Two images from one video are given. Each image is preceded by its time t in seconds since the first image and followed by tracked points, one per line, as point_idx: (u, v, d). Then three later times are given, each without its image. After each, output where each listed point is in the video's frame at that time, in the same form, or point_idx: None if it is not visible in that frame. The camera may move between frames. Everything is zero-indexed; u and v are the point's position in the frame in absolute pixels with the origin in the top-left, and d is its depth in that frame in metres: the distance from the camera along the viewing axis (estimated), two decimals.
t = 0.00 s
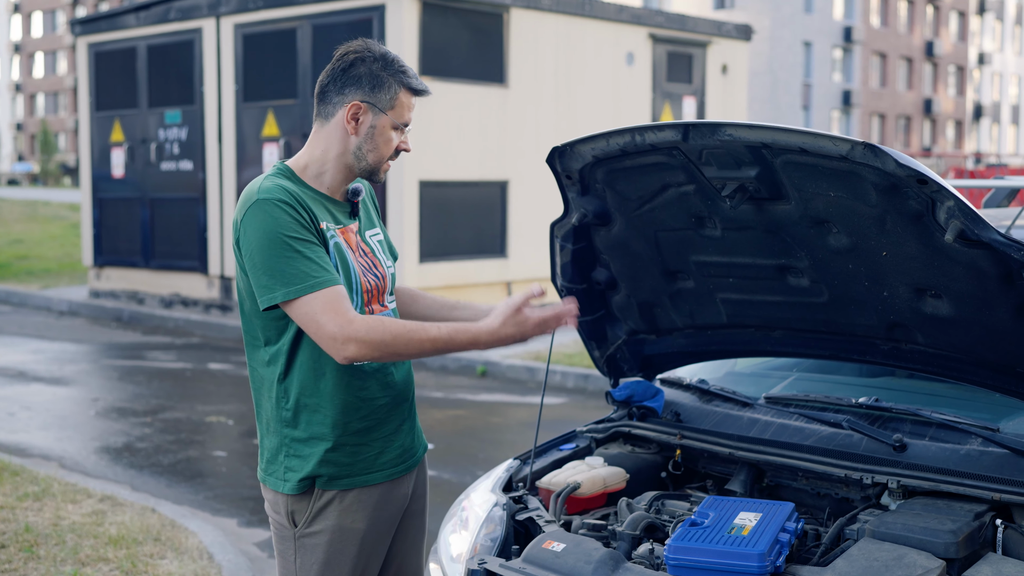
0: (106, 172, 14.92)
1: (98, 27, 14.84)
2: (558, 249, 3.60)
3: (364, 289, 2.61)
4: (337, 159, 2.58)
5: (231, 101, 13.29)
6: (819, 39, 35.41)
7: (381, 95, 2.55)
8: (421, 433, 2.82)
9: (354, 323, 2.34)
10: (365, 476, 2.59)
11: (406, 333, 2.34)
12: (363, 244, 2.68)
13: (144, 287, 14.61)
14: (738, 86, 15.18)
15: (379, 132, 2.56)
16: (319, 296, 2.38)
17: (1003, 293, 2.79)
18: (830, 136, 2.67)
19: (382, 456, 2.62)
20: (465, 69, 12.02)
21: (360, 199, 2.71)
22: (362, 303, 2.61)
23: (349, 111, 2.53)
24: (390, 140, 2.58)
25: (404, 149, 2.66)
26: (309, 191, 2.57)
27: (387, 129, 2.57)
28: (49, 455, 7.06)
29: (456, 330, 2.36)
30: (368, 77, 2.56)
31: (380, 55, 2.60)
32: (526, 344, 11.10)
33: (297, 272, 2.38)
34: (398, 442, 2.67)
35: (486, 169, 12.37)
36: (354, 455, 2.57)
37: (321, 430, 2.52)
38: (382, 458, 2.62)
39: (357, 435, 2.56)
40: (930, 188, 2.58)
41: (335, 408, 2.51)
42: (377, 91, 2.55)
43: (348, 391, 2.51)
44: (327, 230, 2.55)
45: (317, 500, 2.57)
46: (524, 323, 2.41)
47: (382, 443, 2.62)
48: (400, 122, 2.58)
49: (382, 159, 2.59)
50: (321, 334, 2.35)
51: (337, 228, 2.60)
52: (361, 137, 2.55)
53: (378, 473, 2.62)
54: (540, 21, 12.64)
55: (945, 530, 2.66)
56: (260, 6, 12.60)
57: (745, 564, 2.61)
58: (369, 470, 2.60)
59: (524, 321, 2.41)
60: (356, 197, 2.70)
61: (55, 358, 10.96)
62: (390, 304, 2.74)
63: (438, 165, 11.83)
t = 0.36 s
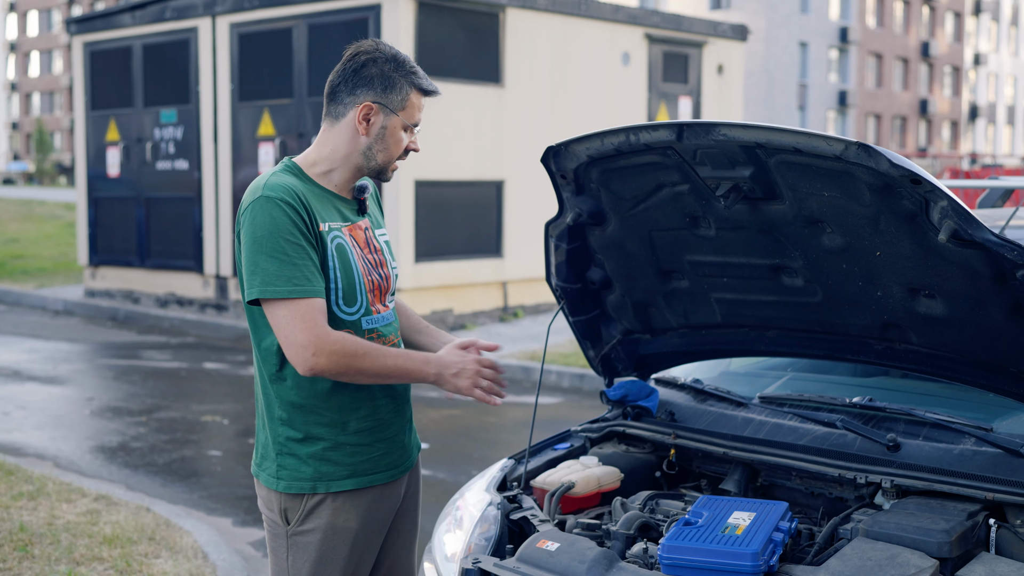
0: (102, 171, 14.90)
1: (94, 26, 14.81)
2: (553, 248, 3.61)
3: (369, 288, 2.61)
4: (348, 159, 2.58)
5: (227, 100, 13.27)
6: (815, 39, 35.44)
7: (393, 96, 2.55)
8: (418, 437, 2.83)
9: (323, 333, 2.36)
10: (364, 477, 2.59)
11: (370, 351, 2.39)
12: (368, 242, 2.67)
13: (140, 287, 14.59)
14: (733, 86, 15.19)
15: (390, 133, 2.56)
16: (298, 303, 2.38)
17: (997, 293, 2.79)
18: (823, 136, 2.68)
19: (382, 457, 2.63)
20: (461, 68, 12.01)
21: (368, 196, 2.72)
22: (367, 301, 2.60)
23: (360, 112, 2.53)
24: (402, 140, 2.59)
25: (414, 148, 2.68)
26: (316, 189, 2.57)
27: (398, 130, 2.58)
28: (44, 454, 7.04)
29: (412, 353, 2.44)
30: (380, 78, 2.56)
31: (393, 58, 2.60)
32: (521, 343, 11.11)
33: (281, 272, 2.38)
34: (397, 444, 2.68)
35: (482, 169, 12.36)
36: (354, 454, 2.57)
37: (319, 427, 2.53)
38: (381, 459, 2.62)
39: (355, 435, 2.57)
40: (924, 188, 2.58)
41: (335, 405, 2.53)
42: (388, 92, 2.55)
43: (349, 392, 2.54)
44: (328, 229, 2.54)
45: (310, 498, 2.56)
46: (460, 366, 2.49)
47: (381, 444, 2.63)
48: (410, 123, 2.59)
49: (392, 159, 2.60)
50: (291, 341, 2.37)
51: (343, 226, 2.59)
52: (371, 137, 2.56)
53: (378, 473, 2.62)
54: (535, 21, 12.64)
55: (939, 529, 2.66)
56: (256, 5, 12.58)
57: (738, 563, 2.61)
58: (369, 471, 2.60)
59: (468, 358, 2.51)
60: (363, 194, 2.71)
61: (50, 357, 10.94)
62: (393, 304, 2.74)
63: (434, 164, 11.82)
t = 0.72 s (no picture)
0: (97, 171, 14.87)
1: (89, 26, 14.79)
2: (549, 250, 3.61)
3: (357, 291, 2.59)
4: (348, 159, 2.58)
5: (222, 100, 13.26)
6: (809, 41, 35.50)
7: (388, 95, 2.55)
8: (412, 446, 2.81)
9: (276, 336, 2.39)
10: (344, 480, 2.58)
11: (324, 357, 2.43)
12: (364, 245, 2.65)
13: (135, 287, 14.58)
14: (729, 87, 15.20)
15: (388, 131, 2.56)
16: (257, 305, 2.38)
17: (991, 296, 2.80)
18: (819, 139, 2.68)
19: (364, 462, 2.62)
20: (457, 69, 12.01)
21: (369, 198, 2.70)
22: (354, 304, 2.59)
23: (357, 112, 2.53)
24: (401, 137, 2.58)
25: (416, 145, 2.66)
26: (309, 189, 2.57)
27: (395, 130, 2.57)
28: (38, 454, 7.03)
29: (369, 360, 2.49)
30: (374, 77, 2.55)
31: (389, 57, 2.59)
32: (516, 344, 11.12)
33: (245, 268, 2.38)
34: (382, 450, 2.66)
35: (477, 169, 12.36)
36: (333, 457, 2.56)
37: (299, 427, 2.54)
38: (363, 464, 2.61)
39: (336, 438, 2.56)
40: (918, 190, 2.59)
41: (314, 406, 2.53)
42: (383, 90, 2.55)
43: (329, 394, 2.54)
44: (313, 232, 2.53)
45: (287, 498, 2.55)
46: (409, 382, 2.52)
47: (363, 449, 2.62)
48: (409, 120, 2.58)
49: (393, 157, 2.59)
50: (245, 338, 2.39)
51: (331, 229, 2.57)
52: (370, 137, 2.56)
53: (359, 477, 2.61)
54: (532, 22, 12.65)
55: (933, 531, 2.67)
56: (251, 6, 12.58)
57: (733, 565, 2.61)
58: (349, 475, 2.59)
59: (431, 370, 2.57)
60: (365, 196, 2.69)
61: (45, 357, 10.92)
62: (388, 307, 2.72)
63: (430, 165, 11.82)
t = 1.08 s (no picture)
0: (93, 172, 14.84)
1: (85, 27, 14.77)
2: (545, 252, 3.61)
3: (342, 292, 2.58)
4: (318, 148, 2.60)
5: (218, 102, 13.25)
6: (805, 43, 35.56)
7: (338, 76, 2.54)
8: (412, 455, 2.76)
9: (219, 338, 2.42)
10: (326, 483, 2.55)
11: (259, 360, 2.41)
12: (356, 247, 2.63)
13: (130, 288, 14.56)
14: (724, 90, 15.23)
15: (341, 113, 2.53)
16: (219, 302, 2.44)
17: (987, 299, 2.80)
18: (816, 141, 2.68)
19: (349, 466, 2.59)
20: (453, 71, 12.01)
21: (368, 199, 2.66)
22: (338, 305, 2.57)
23: (316, 100, 2.58)
24: (356, 118, 2.51)
25: (388, 128, 2.55)
26: (299, 190, 2.58)
27: (349, 109, 2.52)
28: (34, 456, 7.01)
29: (307, 365, 2.41)
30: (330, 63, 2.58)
31: (346, 41, 2.58)
32: (512, 346, 11.12)
33: (212, 266, 2.44)
34: (370, 455, 2.62)
35: (473, 171, 12.36)
36: (315, 459, 2.55)
37: (282, 426, 2.55)
38: (347, 468, 2.58)
39: (318, 439, 2.56)
40: (915, 193, 2.59)
41: (295, 406, 2.54)
42: (334, 73, 2.55)
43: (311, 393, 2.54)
44: (296, 232, 2.54)
45: (270, 499, 2.55)
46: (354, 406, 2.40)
47: (348, 452, 2.59)
48: (359, 99, 2.51)
49: (353, 141, 2.53)
50: (203, 335, 2.46)
51: (317, 230, 2.57)
52: (328, 122, 2.56)
53: (342, 481, 2.58)
54: (528, 24, 12.65)
55: (929, 534, 2.67)
56: (247, 7, 12.57)
57: (729, 567, 2.62)
58: (332, 477, 2.56)
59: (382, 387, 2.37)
60: (363, 197, 2.66)
61: (40, 358, 10.89)
62: (384, 311, 2.69)
63: (426, 167, 11.82)
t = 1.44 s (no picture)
0: (90, 172, 14.81)
1: (83, 27, 14.75)
2: (544, 253, 3.60)
3: (331, 290, 2.56)
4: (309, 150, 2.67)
5: (216, 102, 13.23)
6: (803, 45, 35.56)
7: (316, 79, 2.61)
8: (411, 459, 2.71)
9: (198, 325, 2.46)
10: (314, 483, 2.54)
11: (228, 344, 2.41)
12: (350, 246, 2.61)
13: (128, 288, 14.55)
14: (722, 91, 15.23)
15: (321, 115, 2.59)
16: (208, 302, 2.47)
17: (986, 301, 2.80)
18: (815, 144, 2.68)
19: (338, 466, 2.56)
20: (451, 71, 12.02)
21: (366, 200, 2.63)
22: (326, 303, 2.56)
23: (305, 104, 2.66)
24: (332, 120, 2.56)
25: (365, 127, 2.57)
26: (294, 190, 2.59)
27: (327, 109, 2.58)
28: (32, 456, 7.00)
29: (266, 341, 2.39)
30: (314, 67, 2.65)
31: (326, 42, 2.62)
32: (510, 347, 11.11)
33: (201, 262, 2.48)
34: (360, 457, 2.59)
35: (471, 171, 12.36)
36: (304, 458, 2.54)
37: (271, 425, 2.56)
38: (337, 468, 2.56)
39: (306, 438, 2.55)
40: (915, 196, 2.59)
41: (283, 406, 2.54)
42: (315, 76, 2.62)
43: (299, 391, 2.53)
44: (285, 230, 2.55)
45: (260, 497, 2.56)
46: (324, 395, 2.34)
47: (338, 453, 2.57)
48: (334, 100, 2.56)
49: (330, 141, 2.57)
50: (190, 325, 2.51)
51: (308, 229, 2.57)
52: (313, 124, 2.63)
53: (332, 482, 2.56)
54: (526, 25, 12.65)
55: (930, 536, 2.67)
56: (246, 7, 12.56)
57: (728, 569, 2.62)
58: (321, 478, 2.55)
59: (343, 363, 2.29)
60: (360, 199, 2.63)
61: (38, 358, 10.88)
62: (382, 312, 2.65)
63: (424, 167, 11.82)
